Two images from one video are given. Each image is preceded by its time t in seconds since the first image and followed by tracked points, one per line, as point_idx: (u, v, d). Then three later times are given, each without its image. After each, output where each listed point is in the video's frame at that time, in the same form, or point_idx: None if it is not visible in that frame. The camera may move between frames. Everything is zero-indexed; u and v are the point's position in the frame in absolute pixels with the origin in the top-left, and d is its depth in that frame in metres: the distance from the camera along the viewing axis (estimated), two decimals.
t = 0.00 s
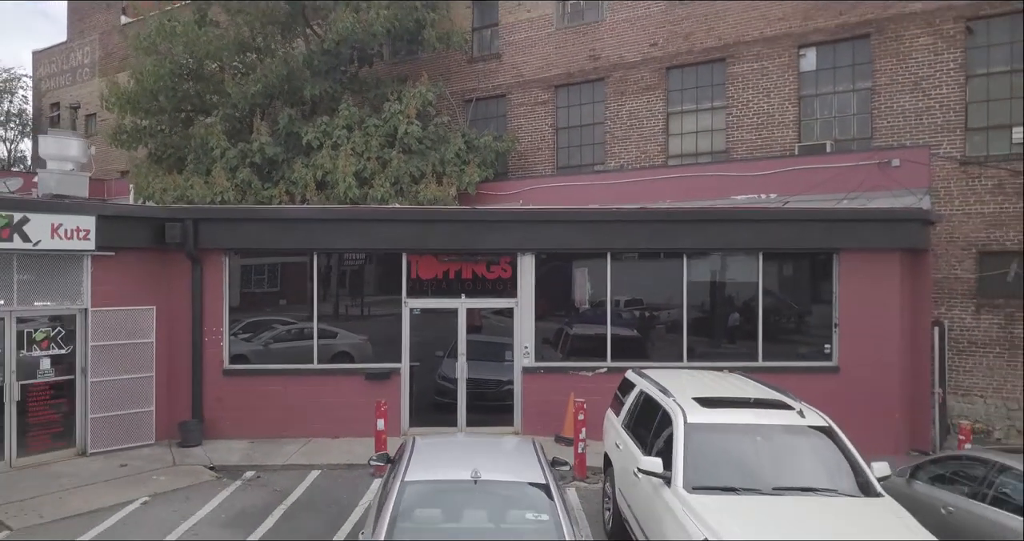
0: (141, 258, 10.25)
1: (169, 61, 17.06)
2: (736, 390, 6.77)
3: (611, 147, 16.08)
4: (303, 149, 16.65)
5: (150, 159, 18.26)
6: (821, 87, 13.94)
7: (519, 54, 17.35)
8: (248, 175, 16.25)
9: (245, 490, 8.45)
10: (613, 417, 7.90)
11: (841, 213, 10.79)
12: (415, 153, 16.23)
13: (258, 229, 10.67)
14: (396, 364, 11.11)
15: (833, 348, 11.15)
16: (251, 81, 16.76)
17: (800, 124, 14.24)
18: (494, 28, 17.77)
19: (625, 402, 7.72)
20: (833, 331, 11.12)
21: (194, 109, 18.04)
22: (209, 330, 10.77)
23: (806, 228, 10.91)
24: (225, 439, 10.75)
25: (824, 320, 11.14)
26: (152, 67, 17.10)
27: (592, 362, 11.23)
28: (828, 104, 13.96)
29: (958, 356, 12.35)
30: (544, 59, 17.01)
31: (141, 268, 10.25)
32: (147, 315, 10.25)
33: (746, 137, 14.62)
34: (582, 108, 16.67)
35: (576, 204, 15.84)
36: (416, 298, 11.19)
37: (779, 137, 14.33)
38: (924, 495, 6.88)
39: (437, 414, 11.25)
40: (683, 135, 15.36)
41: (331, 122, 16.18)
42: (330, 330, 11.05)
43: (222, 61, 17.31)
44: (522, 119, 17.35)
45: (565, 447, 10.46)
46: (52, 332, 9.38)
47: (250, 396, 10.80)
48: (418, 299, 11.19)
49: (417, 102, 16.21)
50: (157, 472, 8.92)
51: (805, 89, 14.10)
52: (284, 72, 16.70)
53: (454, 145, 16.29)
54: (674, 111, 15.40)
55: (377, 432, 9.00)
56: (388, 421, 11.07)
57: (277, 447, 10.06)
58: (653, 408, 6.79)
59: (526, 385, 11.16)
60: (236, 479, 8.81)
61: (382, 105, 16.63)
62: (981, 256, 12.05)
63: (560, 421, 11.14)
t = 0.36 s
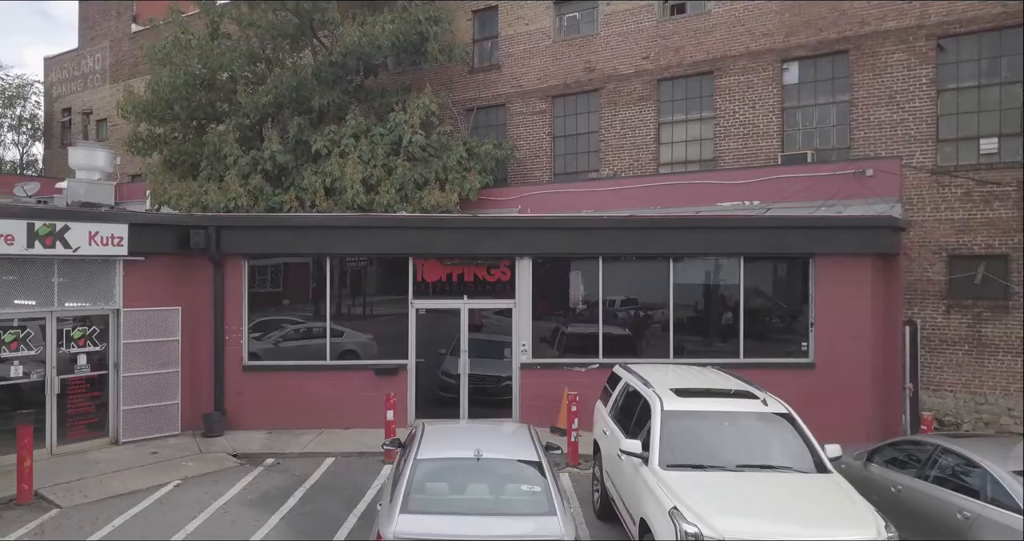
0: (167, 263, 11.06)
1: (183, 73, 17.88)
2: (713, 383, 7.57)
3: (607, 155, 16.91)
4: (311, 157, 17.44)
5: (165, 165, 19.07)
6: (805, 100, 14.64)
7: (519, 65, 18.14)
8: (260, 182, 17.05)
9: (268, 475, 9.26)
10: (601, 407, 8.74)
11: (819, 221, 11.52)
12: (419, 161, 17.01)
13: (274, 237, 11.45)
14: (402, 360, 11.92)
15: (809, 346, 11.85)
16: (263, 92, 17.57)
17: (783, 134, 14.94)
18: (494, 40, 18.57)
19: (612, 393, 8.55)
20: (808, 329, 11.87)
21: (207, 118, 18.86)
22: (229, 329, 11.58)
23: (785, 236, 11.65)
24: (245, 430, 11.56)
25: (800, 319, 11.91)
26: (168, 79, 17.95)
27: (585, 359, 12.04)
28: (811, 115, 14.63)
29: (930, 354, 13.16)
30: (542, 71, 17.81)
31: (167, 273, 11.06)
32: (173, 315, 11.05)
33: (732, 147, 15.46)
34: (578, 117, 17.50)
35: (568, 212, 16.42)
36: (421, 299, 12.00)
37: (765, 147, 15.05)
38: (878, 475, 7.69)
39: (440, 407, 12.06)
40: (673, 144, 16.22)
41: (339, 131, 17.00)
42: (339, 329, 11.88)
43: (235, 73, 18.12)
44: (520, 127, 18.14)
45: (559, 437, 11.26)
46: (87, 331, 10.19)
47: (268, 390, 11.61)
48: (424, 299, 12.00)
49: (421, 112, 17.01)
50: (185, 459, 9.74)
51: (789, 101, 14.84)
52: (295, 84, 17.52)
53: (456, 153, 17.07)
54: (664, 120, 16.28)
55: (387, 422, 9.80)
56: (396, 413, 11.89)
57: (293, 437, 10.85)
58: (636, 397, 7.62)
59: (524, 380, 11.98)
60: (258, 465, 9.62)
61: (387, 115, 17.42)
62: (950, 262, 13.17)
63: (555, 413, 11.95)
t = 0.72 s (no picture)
0: (194, 268, 12.01)
1: (199, 86, 18.86)
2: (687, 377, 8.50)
3: (600, 164, 17.93)
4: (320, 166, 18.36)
5: (180, 173, 20.02)
6: (784, 114, 15.63)
7: (516, 79, 19.06)
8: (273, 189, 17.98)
9: (288, 462, 10.21)
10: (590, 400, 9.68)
11: (794, 231, 12.43)
12: (423, 170, 17.94)
13: (290, 243, 12.39)
14: (407, 357, 12.86)
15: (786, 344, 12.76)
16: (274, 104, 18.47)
17: (765, 147, 15.89)
18: (494, 54, 19.53)
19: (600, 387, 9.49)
20: (783, 327, 12.78)
21: (221, 128, 19.81)
22: (249, 329, 12.50)
23: (762, 243, 12.60)
24: (263, 422, 12.48)
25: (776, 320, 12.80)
26: (185, 92, 18.92)
27: (578, 356, 12.97)
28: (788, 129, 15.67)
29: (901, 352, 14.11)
30: (540, 84, 18.72)
31: (193, 277, 12.02)
32: (199, 316, 11.99)
33: (717, 158, 16.42)
34: (573, 128, 18.45)
35: (563, 219, 17.29)
36: (427, 301, 12.97)
37: (748, 158, 16.04)
38: (835, 460, 8.59)
39: (443, 402, 13.00)
40: (663, 155, 17.24)
41: (347, 142, 17.95)
42: (348, 330, 12.78)
43: (247, 85, 19.06)
44: (518, 138, 19.06)
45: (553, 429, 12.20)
46: (123, 331, 11.14)
47: (285, 385, 12.53)
48: (430, 301, 12.97)
49: (424, 124, 17.95)
50: (213, 447, 10.68)
51: (771, 114, 15.82)
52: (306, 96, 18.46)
53: (458, 163, 18.00)
54: (655, 132, 17.28)
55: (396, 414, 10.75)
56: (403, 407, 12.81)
57: (309, 428, 11.80)
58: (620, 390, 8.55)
59: (521, 375, 12.92)
60: (279, 453, 10.56)
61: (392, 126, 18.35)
62: (919, 265, 14.14)
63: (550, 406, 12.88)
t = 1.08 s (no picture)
0: (217, 273, 13.00)
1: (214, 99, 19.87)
2: (666, 374, 9.48)
3: (594, 174, 18.93)
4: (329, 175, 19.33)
5: (194, 180, 21.01)
6: (768, 127, 16.58)
7: (515, 92, 20.05)
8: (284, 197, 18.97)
9: (307, 451, 11.19)
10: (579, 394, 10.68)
11: (771, 240, 13.41)
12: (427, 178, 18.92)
13: (305, 250, 13.37)
14: (413, 355, 13.87)
15: (763, 343, 13.71)
16: (285, 116, 19.42)
17: (748, 157, 16.93)
18: (494, 68, 20.52)
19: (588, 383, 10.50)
20: (762, 327, 13.72)
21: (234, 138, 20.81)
22: (267, 330, 13.48)
23: (743, 250, 13.56)
24: (280, 415, 13.44)
25: (755, 321, 13.75)
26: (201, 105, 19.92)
27: (572, 355, 13.95)
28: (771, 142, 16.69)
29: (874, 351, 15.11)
30: (538, 97, 19.70)
31: (217, 282, 13.00)
32: (222, 317, 12.98)
33: (704, 168, 17.37)
34: (569, 139, 19.45)
35: (557, 226, 18.17)
36: (431, 303, 13.94)
37: (733, 168, 17.08)
38: (799, 447, 9.59)
39: (446, 398, 13.98)
40: (655, 164, 18.28)
41: (356, 152, 18.95)
42: (358, 330, 13.74)
43: (260, 98, 20.03)
44: (517, 147, 20.04)
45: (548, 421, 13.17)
46: (153, 331, 12.13)
47: (301, 381, 13.50)
48: (433, 304, 13.94)
49: (428, 135, 18.94)
50: (236, 438, 11.67)
51: (755, 128, 16.75)
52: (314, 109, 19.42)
53: (460, 172, 18.99)
54: (646, 144, 18.33)
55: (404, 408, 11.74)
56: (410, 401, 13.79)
57: (322, 422, 12.78)
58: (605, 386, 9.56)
59: (519, 373, 13.92)
60: (298, 444, 11.55)
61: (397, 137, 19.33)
62: (891, 270, 15.30)
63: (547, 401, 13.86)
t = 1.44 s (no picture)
0: (236, 278, 13.90)
1: (226, 109, 20.78)
2: (652, 372, 10.35)
3: (589, 182, 19.83)
4: (336, 182, 20.22)
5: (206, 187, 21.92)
6: (754, 138, 17.57)
7: (514, 103, 20.94)
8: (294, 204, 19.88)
9: (321, 442, 12.10)
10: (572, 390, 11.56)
11: (752, 246, 14.31)
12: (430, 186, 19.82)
13: (318, 256, 14.26)
14: (417, 354, 14.78)
15: (746, 343, 14.62)
16: (295, 125, 20.31)
17: (736, 167, 17.74)
18: (493, 79, 21.43)
19: (580, 380, 11.37)
20: (745, 328, 14.61)
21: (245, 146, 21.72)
22: (282, 331, 14.33)
23: (728, 257, 14.44)
24: (294, 411, 14.33)
25: (739, 323, 14.67)
26: (214, 115, 20.83)
27: (567, 353, 14.85)
28: (760, 153, 17.50)
29: (853, 350, 16.03)
30: (536, 108, 20.58)
31: (235, 286, 13.89)
32: (241, 318, 13.89)
33: (693, 177, 18.26)
34: (566, 148, 20.35)
35: (553, 231, 18.97)
36: (436, 305, 14.81)
37: (721, 177, 17.85)
38: (772, 438, 10.50)
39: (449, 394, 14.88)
40: (647, 172, 19.04)
41: (363, 160, 19.86)
42: (366, 331, 14.58)
43: (270, 108, 20.93)
44: (516, 156, 20.93)
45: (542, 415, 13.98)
46: (178, 331, 13.05)
47: (313, 379, 14.38)
48: (437, 306, 14.81)
49: (431, 144, 19.85)
50: (255, 431, 12.58)
51: (742, 138, 17.71)
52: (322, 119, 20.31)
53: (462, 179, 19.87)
54: (639, 153, 19.17)
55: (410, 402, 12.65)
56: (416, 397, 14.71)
57: (334, 416, 13.69)
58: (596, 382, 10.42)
59: (518, 369, 14.86)
60: (312, 436, 12.46)
61: (402, 146, 20.22)
62: (869, 274, 15.91)
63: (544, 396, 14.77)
